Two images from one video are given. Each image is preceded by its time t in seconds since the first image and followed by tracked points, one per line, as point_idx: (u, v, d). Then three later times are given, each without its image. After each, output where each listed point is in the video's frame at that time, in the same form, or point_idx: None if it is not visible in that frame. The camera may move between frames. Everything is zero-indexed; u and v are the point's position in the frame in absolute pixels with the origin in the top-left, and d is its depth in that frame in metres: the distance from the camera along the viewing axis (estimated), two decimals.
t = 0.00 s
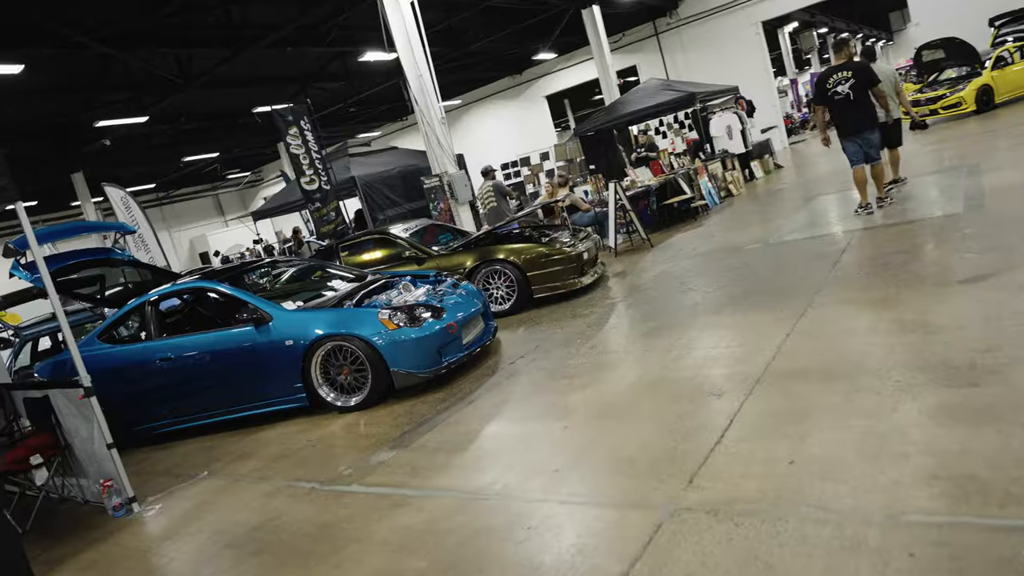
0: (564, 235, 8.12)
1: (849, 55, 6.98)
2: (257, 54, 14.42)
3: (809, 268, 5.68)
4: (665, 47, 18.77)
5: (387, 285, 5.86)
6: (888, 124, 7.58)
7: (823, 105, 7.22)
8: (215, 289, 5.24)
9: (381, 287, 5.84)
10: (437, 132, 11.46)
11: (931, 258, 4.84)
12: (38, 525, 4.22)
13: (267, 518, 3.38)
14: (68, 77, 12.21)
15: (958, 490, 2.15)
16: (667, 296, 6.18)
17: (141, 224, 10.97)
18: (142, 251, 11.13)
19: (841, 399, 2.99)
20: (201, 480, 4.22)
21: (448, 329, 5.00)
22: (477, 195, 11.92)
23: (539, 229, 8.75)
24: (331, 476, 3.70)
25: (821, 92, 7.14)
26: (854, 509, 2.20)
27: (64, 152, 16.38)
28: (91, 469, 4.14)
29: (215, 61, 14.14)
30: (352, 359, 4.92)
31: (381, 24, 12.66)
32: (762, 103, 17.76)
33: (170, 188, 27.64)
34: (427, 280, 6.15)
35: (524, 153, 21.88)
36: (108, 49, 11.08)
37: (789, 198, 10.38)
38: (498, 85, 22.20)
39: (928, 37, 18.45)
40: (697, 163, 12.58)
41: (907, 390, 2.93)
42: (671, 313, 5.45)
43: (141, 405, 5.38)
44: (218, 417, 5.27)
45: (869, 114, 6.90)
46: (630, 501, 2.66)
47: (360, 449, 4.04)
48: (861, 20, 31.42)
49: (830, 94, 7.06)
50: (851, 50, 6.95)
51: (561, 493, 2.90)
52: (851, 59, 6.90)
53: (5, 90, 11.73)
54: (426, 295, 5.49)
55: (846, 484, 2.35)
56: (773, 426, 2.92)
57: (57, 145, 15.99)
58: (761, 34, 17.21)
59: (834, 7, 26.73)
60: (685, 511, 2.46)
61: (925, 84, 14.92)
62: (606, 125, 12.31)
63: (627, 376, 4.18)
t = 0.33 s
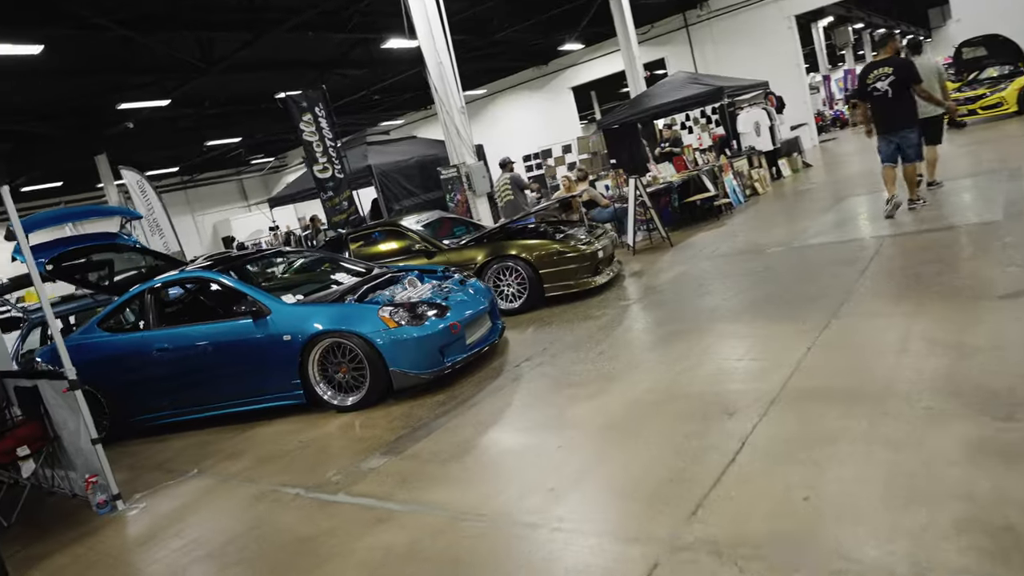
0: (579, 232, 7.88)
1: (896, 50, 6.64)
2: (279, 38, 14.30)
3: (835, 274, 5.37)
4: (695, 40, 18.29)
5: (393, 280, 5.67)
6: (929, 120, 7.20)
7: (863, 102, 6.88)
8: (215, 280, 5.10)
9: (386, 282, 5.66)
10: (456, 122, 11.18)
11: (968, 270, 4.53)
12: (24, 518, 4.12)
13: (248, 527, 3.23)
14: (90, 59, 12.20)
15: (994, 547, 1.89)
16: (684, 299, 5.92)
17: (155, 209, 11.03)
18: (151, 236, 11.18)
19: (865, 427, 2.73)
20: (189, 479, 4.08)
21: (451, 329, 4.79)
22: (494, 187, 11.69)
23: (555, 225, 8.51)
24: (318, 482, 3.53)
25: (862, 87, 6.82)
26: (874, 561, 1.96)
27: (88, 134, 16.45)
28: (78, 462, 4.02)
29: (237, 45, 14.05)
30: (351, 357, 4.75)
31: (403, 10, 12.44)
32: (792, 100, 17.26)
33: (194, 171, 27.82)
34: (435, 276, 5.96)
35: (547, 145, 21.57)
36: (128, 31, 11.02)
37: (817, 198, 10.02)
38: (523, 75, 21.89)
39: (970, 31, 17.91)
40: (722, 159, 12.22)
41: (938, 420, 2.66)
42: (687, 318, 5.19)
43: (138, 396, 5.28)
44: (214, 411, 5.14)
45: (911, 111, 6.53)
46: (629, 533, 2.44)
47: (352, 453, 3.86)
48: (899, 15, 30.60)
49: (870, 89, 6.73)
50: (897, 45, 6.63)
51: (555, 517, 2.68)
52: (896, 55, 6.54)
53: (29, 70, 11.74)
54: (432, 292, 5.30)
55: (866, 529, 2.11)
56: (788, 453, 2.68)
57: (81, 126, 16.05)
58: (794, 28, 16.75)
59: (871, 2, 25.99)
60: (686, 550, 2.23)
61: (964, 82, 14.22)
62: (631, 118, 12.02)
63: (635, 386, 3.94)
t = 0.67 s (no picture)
0: (598, 231, 7.62)
1: (947, 46, 6.25)
2: (306, 25, 14.19)
3: (865, 286, 5.08)
4: (728, 36, 17.81)
5: (400, 277, 5.49)
6: (977, 123, 6.92)
7: (911, 101, 6.52)
8: (218, 271, 4.97)
9: (393, 278, 5.47)
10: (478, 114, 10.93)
11: (1012, 288, 4.21)
12: (12, 510, 4.03)
13: (229, 536, 3.07)
14: (117, 42, 12.23)
15: None
16: (705, 306, 5.64)
17: (173, 193, 11.30)
18: (165, 220, 11.42)
19: (894, 464, 2.47)
20: (179, 477, 3.95)
21: (456, 331, 4.60)
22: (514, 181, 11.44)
23: (574, 223, 8.26)
24: (305, 490, 3.36)
25: (910, 86, 6.46)
26: None
27: (115, 117, 16.58)
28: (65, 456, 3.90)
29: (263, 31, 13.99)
30: (352, 357, 4.57)
31: None
32: (826, 99, 16.77)
33: (221, 156, 27.97)
34: (444, 274, 5.77)
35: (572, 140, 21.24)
36: (153, 15, 10.98)
37: (849, 202, 9.65)
38: (551, 68, 21.56)
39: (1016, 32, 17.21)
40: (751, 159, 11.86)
41: (976, 460, 2.40)
42: (704, 328, 4.92)
43: (137, 388, 5.18)
44: (213, 406, 5.02)
45: (960, 112, 6.16)
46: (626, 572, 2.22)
47: (344, 460, 3.68)
48: (942, 16, 29.70)
49: (917, 88, 6.38)
50: (949, 41, 6.25)
51: (546, 545, 2.47)
52: (946, 52, 6.16)
53: (55, 51, 11.75)
54: (439, 290, 5.11)
55: None
56: (808, 488, 2.44)
57: (108, 109, 16.16)
58: (832, 26, 16.24)
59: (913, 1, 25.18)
60: None
61: (1009, 86, 13.66)
62: (659, 114, 11.69)
63: (645, 399, 3.70)
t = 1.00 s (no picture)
0: (617, 233, 7.37)
1: (1000, 49, 5.91)
2: (334, 14, 14.09)
3: (898, 303, 4.76)
4: (763, 35, 17.30)
5: (408, 276, 5.31)
6: None
7: (961, 107, 6.16)
8: (221, 264, 4.84)
9: (400, 277, 5.30)
10: (501, 108, 10.64)
11: None
12: None
13: (206, 547, 2.92)
14: (145, 28, 12.25)
15: None
16: (726, 317, 5.36)
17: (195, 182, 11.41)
18: (187, 209, 11.46)
19: (922, 513, 2.21)
20: (166, 478, 3.82)
21: (460, 335, 4.41)
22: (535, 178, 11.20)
23: (593, 223, 8.02)
24: (289, 501, 3.18)
25: (960, 91, 6.11)
26: None
27: (144, 104, 16.70)
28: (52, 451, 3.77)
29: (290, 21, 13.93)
30: (351, 358, 4.40)
31: None
32: (863, 102, 16.26)
33: (250, 144, 28.16)
34: (454, 274, 5.58)
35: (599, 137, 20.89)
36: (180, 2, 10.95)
37: (883, 210, 9.25)
38: (580, 64, 21.22)
39: None
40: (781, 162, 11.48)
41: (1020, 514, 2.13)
42: (724, 340, 4.65)
43: (136, 380, 5.09)
44: (211, 403, 4.90)
45: (1015, 117, 5.78)
46: None
47: (333, 470, 3.50)
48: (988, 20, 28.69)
49: (968, 93, 6.02)
50: (1002, 44, 5.91)
51: None
52: (999, 55, 5.82)
53: (85, 36, 11.81)
54: (445, 292, 4.92)
55: None
56: (825, 535, 2.19)
57: (137, 96, 16.27)
58: (872, 27, 15.71)
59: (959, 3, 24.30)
60: None
61: None
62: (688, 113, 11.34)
63: (654, 418, 3.46)
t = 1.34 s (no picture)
0: (637, 237, 7.11)
1: None
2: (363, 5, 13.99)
3: (933, 323, 4.44)
4: (801, 36, 16.79)
5: (415, 275, 5.13)
6: None
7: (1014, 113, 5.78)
8: (224, 258, 4.71)
9: (407, 276, 5.13)
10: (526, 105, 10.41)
11: None
12: None
13: (179, 558, 2.77)
14: (176, 16, 12.28)
15: None
16: (748, 329, 5.09)
17: (216, 173, 11.42)
18: (209, 196, 11.53)
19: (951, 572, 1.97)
20: (153, 477, 3.69)
21: (464, 340, 4.23)
22: (558, 177, 10.96)
23: (613, 226, 7.77)
24: (270, 511, 3.03)
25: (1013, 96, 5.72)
26: None
27: (176, 93, 16.85)
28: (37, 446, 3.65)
29: (319, 12, 13.88)
30: (349, 359, 4.25)
31: None
32: (902, 108, 15.69)
33: (279, 135, 28.32)
34: (464, 275, 5.39)
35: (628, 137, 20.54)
36: None
37: (920, 221, 8.83)
38: (611, 62, 20.88)
39: None
40: (814, 168, 11.08)
41: None
42: (744, 356, 4.39)
43: (137, 373, 5.00)
44: (210, 399, 4.79)
45: None
46: None
47: (321, 479, 3.34)
48: None
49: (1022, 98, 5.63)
50: None
51: None
52: None
53: (117, 23, 11.88)
54: (452, 294, 4.73)
55: None
56: None
57: (169, 83, 16.41)
58: (915, 30, 15.14)
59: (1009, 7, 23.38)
60: None
61: None
62: (719, 115, 10.99)
63: (662, 440, 3.22)
